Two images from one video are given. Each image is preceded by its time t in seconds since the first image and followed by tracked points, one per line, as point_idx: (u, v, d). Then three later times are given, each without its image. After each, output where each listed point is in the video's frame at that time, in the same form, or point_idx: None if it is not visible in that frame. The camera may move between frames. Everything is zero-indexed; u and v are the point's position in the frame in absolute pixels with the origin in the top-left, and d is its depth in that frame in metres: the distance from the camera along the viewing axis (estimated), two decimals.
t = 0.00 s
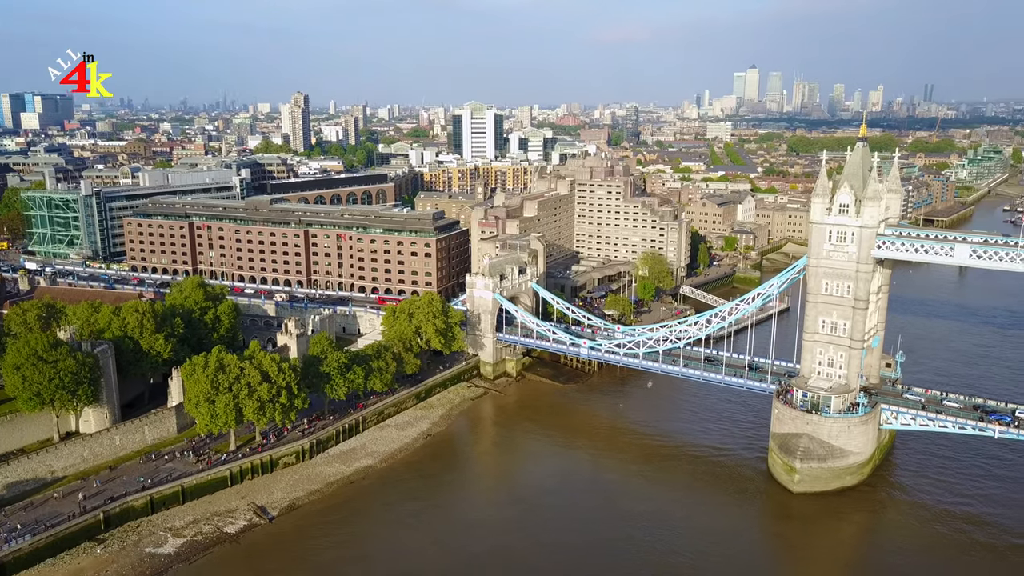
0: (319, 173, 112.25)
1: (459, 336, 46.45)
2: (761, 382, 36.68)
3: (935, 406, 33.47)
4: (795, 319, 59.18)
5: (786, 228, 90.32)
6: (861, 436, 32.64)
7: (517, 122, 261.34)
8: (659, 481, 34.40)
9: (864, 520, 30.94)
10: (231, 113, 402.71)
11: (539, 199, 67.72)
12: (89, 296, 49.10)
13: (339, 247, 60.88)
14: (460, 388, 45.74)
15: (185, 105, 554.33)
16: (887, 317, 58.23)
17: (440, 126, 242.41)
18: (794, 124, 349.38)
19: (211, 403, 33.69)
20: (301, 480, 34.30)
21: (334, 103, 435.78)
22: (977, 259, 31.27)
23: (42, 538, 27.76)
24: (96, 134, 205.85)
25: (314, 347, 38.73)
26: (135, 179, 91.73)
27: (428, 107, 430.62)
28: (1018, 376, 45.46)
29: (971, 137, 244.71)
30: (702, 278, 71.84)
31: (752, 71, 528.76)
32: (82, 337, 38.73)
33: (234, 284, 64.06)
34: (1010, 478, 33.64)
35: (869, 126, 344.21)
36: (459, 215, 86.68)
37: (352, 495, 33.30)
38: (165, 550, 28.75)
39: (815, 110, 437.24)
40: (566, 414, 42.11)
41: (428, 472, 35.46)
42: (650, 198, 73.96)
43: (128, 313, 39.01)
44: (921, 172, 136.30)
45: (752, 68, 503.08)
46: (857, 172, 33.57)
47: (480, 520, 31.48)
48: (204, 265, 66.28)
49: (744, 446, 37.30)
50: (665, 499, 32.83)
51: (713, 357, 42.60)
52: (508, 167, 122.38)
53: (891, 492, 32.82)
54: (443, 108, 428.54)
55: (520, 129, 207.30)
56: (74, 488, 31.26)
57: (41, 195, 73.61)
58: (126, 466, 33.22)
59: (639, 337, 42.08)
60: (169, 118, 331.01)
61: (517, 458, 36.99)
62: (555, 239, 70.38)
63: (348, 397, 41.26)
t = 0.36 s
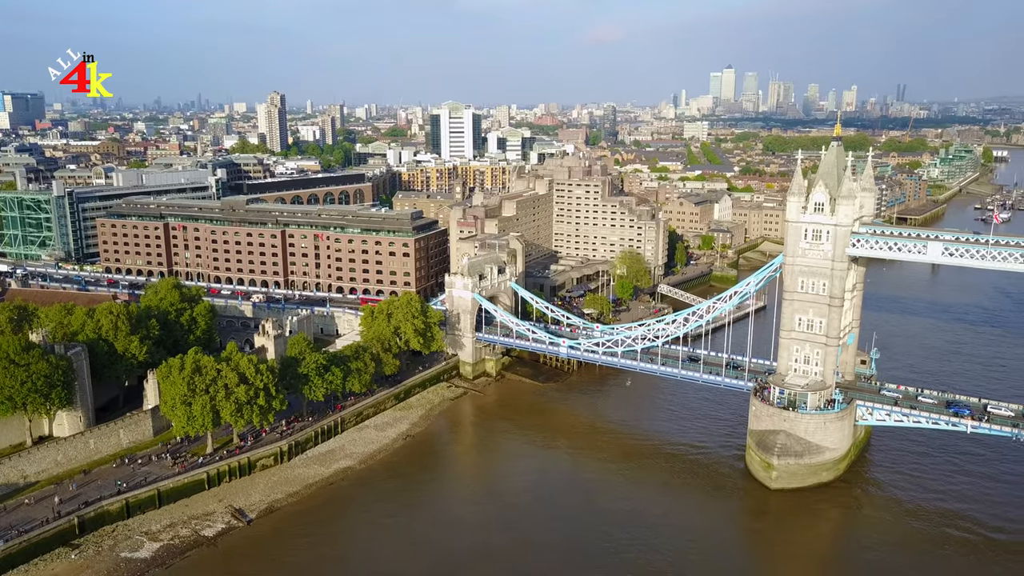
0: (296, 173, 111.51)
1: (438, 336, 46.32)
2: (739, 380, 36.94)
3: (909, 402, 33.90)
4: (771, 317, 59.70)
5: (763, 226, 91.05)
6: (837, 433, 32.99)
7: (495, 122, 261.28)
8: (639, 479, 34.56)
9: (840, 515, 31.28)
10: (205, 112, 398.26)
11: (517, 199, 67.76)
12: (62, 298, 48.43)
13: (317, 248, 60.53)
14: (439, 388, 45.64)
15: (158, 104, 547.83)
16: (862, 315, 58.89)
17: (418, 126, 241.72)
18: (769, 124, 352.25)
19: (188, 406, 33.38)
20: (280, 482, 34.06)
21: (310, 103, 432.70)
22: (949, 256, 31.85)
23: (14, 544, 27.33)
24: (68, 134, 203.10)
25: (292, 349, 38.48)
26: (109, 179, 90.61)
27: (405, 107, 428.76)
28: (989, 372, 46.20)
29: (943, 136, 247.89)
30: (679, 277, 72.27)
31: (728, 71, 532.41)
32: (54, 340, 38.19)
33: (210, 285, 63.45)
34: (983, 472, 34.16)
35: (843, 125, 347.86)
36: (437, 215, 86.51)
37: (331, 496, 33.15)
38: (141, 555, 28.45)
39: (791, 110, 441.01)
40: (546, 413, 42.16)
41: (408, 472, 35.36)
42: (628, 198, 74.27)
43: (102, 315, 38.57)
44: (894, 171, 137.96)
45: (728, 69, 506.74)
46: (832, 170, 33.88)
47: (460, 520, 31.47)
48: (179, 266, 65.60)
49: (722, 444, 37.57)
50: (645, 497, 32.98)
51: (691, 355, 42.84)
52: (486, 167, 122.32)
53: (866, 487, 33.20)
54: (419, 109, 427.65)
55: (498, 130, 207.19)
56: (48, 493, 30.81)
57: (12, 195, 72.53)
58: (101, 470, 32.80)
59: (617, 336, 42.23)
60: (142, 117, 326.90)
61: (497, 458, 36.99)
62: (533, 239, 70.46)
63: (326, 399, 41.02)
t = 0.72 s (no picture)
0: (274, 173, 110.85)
1: (419, 336, 46.20)
2: (718, 378, 37.17)
3: (886, 399, 34.29)
4: (751, 315, 60.15)
5: (741, 226, 91.68)
6: (816, 430, 33.30)
7: (475, 122, 261.19)
8: (620, 478, 34.69)
9: (819, 512, 31.57)
10: (183, 112, 395.22)
11: (497, 198, 67.73)
12: (36, 300, 47.83)
13: (296, 248, 60.21)
14: (420, 388, 45.53)
15: (135, 104, 542.42)
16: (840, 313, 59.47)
17: (398, 126, 241.04)
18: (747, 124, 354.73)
19: (166, 408, 33.08)
20: (260, 484, 33.84)
21: (289, 103, 430.46)
22: (924, 255, 32.00)
23: None
24: (42, 134, 200.51)
25: (271, 350, 38.24)
26: (84, 180, 89.60)
27: (385, 107, 427.73)
28: (964, 368, 46.79)
29: (918, 136, 250.73)
30: (659, 276, 72.65)
31: (706, 71, 535.53)
32: (29, 343, 37.70)
33: (187, 286, 62.88)
34: (958, 468, 34.63)
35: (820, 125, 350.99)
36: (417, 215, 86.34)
37: (311, 498, 32.95)
38: (119, 559, 28.14)
39: (768, 110, 444.44)
40: (527, 413, 42.21)
41: (390, 473, 35.29)
42: (608, 197, 74.52)
43: (77, 317, 38.13)
44: (871, 170, 139.38)
45: (707, 69, 509.82)
46: (810, 170, 34.17)
47: (443, 520, 31.47)
48: (156, 267, 64.96)
49: (703, 442, 37.84)
50: (626, 496, 33.12)
51: (672, 354, 43.05)
52: (466, 167, 122.26)
53: (844, 484, 33.57)
54: (399, 108, 426.56)
55: (478, 130, 207.06)
56: (23, 498, 30.38)
57: None
58: (77, 474, 32.40)
59: (598, 336, 42.34)
60: (118, 117, 323.90)
61: (479, 457, 37.02)
62: (514, 238, 70.52)
63: (306, 400, 40.78)
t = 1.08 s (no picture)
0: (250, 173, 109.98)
1: (397, 337, 46.01)
2: (696, 376, 37.40)
3: (861, 395, 34.69)
4: (727, 314, 60.60)
5: (718, 225, 92.27)
6: (792, 426, 33.60)
7: (452, 122, 260.79)
8: (599, 477, 34.78)
9: (796, 509, 31.84)
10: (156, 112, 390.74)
11: (475, 198, 67.67)
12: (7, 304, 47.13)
13: (272, 249, 59.76)
14: (399, 389, 45.34)
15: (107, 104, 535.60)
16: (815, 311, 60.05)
17: (375, 125, 240.00)
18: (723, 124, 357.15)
19: (140, 412, 32.69)
20: (237, 487, 33.55)
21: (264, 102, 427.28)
22: (897, 253, 32.38)
23: None
24: (12, 134, 197.54)
25: (247, 352, 37.93)
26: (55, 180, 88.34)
27: (362, 107, 425.99)
28: (937, 365, 47.44)
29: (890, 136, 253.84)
30: (637, 275, 72.96)
31: (683, 71, 538.60)
32: None
33: (162, 288, 62.19)
34: (932, 463, 35.14)
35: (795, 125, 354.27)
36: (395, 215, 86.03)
37: (289, 501, 32.69)
38: (93, 565, 27.77)
39: (744, 110, 447.83)
40: (506, 413, 42.22)
41: (369, 474, 35.15)
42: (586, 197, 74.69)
43: (49, 320, 37.58)
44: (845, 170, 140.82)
45: (683, 69, 512.85)
46: (785, 169, 34.45)
47: (423, 520, 31.41)
48: (130, 269, 64.17)
49: (681, 440, 38.07)
50: (605, 494, 33.20)
51: (650, 353, 43.25)
52: (444, 167, 122.01)
53: (820, 480, 33.93)
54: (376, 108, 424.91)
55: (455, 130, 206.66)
56: None
57: None
58: (50, 479, 31.94)
59: (576, 335, 42.43)
60: (90, 117, 319.67)
61: (458, 457, 36.99)
62: (492, 238, 70.48)
63: (283, 402, 40.48)
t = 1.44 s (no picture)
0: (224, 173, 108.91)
1: (374, 337, 45.77)
2: (674, 374, 37.61)
3: (836, 392, 35.15)
4: (703, 312, 61.06)
5: (693, 224, 92.84)
6: (768, 423, 33.89)
7: (429, 122, 260.20)
8: (577, 476, 34.87)
9: (772, 505, 32.11)
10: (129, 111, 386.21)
11: (452, 198, 67.56)
12: None
13: (247, 250, 59.28)
14: (376, 390, 45.12)
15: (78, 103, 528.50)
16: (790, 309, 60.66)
17: (351, 126, 238.78)
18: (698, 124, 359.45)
19: (114, 415, 32.25)
20: (213, 490, 33.22)
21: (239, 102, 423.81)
22: (870, 251, 32.66)
23: None
24: None
25: (222, 353, 37.58)
26: (25, 181, 86.92)
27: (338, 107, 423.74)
28: (910, 361, 48.11)
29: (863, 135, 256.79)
30: (614, 274, 73.27)
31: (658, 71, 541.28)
32: None
33: (135, 290, 61.40)
34: (905, 458, 35.68)
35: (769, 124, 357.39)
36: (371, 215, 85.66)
37: (266, 503, 32.43)
38: (66, 571, 27.37)
39: (718, 110, 451.13)
40: (485, 412, 42.19)
41: (346, 475, 35.00)
42: (562, 197, 74.83)
43: (19, 323, 36.97)
44: (818, 169, 142.30)
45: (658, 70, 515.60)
46: (759, 169, 34.72)
47: (402, 521, 31.32)
48: (102, 271, 63.30)
49: (659, 438, 38.31)
50: (584, 493, 33.32)
51: (628, 351, 43.48)
52: (420, 167, 121.67)
53: (796, 476, 34.28)
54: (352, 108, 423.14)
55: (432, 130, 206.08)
56: None
57: None
58: (21, 485, 31.42)
59: (554, 334, 42.52)
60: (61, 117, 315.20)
61: (437, 457, 36.96)
62: (470, 238, 70.43)
63: (260, 404, 40.17)
